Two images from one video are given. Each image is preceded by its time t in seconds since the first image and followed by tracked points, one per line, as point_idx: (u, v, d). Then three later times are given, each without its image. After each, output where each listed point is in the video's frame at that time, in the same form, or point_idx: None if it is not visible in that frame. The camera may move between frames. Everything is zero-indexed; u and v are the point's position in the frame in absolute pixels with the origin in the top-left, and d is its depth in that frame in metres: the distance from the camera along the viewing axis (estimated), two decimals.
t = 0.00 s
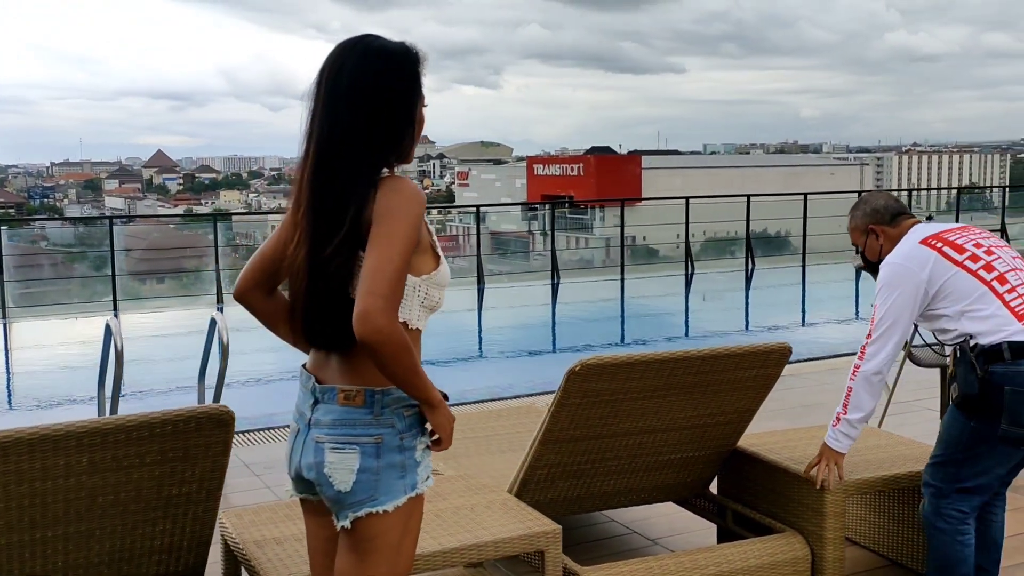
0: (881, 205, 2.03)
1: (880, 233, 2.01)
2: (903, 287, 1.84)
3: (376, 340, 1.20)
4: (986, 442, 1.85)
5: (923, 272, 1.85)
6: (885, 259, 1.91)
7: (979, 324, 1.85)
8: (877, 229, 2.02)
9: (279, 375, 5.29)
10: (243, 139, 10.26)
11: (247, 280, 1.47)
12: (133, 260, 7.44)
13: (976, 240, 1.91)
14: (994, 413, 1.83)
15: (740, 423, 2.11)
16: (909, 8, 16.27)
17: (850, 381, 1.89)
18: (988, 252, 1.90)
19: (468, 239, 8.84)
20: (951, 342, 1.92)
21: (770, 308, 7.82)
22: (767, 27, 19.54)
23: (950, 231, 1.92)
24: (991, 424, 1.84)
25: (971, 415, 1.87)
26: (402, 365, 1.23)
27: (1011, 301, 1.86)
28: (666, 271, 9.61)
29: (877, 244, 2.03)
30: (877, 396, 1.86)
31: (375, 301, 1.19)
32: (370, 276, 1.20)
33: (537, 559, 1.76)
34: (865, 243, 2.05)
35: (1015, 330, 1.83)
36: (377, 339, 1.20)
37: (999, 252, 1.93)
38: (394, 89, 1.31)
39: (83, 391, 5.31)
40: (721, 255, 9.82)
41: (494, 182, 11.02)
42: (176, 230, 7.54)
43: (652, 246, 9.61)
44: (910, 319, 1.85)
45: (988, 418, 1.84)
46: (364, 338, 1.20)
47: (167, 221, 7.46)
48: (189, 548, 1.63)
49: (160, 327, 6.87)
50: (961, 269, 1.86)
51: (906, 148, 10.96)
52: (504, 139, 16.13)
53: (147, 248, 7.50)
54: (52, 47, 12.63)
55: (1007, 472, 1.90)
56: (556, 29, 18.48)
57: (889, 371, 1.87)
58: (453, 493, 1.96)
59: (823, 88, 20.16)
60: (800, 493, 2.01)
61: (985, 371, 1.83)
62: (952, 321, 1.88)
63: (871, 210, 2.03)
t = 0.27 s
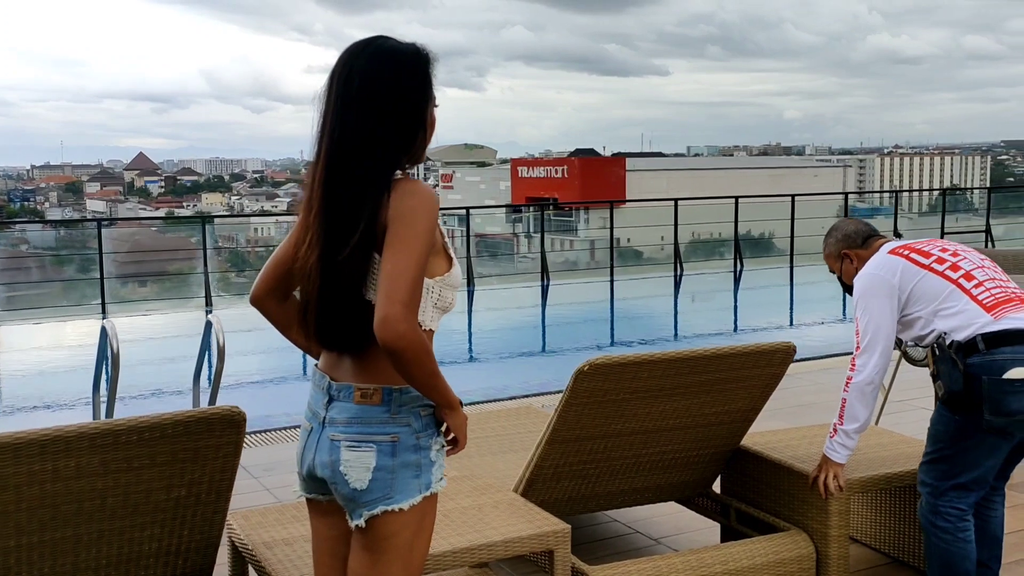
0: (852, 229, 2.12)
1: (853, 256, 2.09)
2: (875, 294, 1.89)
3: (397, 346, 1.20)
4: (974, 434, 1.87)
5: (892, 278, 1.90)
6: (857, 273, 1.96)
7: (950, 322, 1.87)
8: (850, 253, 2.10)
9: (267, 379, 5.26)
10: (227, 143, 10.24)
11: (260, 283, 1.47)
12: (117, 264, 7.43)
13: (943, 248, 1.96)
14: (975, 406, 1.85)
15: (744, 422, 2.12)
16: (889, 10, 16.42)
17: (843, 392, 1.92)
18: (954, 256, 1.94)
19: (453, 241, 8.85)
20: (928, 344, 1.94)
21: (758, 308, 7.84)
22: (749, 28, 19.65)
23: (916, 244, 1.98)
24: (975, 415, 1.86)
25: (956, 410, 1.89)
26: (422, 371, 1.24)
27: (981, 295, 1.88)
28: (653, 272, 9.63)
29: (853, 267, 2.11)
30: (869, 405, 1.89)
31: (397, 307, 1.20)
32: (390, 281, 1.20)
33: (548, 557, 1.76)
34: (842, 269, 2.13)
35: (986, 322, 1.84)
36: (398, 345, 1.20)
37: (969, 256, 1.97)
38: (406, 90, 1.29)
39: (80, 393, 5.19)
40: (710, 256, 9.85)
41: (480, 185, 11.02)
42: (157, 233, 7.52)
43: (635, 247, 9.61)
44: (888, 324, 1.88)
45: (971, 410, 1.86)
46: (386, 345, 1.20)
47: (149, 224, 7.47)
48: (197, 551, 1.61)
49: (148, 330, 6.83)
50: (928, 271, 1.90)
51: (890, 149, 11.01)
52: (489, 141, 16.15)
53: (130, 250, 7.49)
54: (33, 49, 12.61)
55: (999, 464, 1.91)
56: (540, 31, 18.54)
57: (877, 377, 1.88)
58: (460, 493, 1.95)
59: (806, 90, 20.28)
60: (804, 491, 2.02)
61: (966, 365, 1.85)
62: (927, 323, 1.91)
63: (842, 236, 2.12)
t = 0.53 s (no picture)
0: (835, 240, 2.14)
1: (837, 266, 2.11)
2: (861, 296, 1.91)
3: (407, 338, 1.20)
4: (964, 429, 1.87)
5: (876, 279, 1.92)
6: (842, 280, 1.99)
7: (934, 318, 1.89)
8: (834, 264, 2.11)
9: (255, 382, 5.24)
10: (209, 145, 10.20)
11: (266, 283, 1.47)
12: (98, 265, 7.43)
13: (924, 250, 1.99)
14: (962, 401, 1.85)
15: (745, 420, 2.13)
16: (869, 11, 16.54)
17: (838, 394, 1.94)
18: (935, 257, 1.96)
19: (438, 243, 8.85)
20: (915, 344, 1.95)
21: (744, 308, 7.87)
22: (731, 30, 19.75)
23: (897, 249, 2.01)
24: (963, 410, 1.86)
25: (944, 405, 1.90)
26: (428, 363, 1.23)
27: (963, 291, 1.90)
28: (640, 273, 9.66)
29: (837, 278, 2.12)
30: (864, 404, 1.91)
31: (407, 299, 1.20)
32: (399, 274, 1.20)
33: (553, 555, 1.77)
34: (827, 280, 2.15)
35: (969, 317, 1.85)
36: (406, 336, 1.20)
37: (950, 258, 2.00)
38: (413, 91, 1.30)
39: (73, 395, 5.09)
40: (698, 256, 9.88)
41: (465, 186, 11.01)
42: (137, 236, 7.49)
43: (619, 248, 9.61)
44: (876, 324, 1.90)
45: (959, 405, 1.86)
46: (397, 336, 1.20)
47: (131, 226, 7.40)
48: (204, 550, 1.62)
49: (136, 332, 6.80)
50: (910, 272, 1.93)
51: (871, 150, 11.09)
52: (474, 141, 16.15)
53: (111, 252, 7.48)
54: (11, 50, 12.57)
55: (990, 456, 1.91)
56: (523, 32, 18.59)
57: (869, 377, 1.90)
58: (462, 492, 1.96)
59: (788, 91, 20.41)
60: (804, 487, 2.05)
61: (950, 360, 1.86)
62: (912, 322, 1.92)
63: (825, 246, 2.13)
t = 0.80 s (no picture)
0: (816, 245, 2.16)
1: (818, 271, 2.13)
2: (841, 301, 1.93)
3: (407, 323, 1.18)
4: (949, 425, 1.88)
5: (855, 284, 1.94)
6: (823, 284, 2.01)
7: (914, 318, 1.90)
8: (816, 269, 2.13)
9: (236, 384, 5.22)
10: (185, 146, 10.13)
11: (263, 280, 1.46)
12: (76, 267, 7.36)
13: (903, 253, 2.01)
14: (946, 397, 1.87)
15: (737, 418, 2.15)
16: (843, 14, 16.71)
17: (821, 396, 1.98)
18: (913, 259, 1.98)
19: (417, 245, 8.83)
20: (898, 344, 1.96)
21: (724, 308, 7.91)
22: (707, 32, 19.88)
23: (876, 252, 2.03)
24: (948, 407, 1.87)
25: (929, 402, 1.91)
26: (427, 348, 1.21)
27: (941, 291, 1.91)
28: (620, 273, 9.70)
29: (820, 282, 2.14)
30: (845, 403, 1.95)
31: (408, 285, 1.18)
32: (401, 264, 1.19)
33: (550, 553, 1.78)
34: (809, 285, 2.17)
35: (949, 315, 1.87)
36: (407, 320, 1.18)
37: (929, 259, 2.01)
38: (413, 91, 1.30)
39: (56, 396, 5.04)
40: (677, 257, 9.96)
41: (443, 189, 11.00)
42: (112, 237, 7.43)
43: (595, 249, 9.65)
44: (856, 327, 1.92)
45: (944, 401, 1.88)
46: (394, 320, 1.18)
47: (104, 228, 7.36)
48: (202, 551, 1.63)
49: (116, 334, 6.74)
50: (888, 274, 1.95)
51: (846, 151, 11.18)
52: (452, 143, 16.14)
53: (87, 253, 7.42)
54: None
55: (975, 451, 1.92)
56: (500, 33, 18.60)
57: (851, 379, 1.94)
58: (459, 491, 1.96)
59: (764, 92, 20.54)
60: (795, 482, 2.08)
61: (933, 358, 1.88)
62: (893, 324, 1.94)
63: (806, 251, 2.15)
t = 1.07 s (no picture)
0: (823, 246, 2.17)
1: (823, 273, 2.15)
2: (840, 303, 1.96)
3: (421, 312, 1.19)
4: (952, 421, 1.87)
5: (856, 284, 1.96)
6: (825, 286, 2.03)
7: (915, 316, 1.90)
8: (822, 270, 2.15)
9: (237, 384, 5.22)
10: (184, 146, 10.13)
11: (276, 266, 1.47)
12: (77, 266, 7.39)
13: (907, 253, 2.02)
14: (949, 393, 1.86)
15: (743, 417, 2.16)
16: (841, 14, 16.72)
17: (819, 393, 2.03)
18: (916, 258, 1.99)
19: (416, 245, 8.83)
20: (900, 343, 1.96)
21: (724, 307, 7.92)
22: (705, 32, 19.89)
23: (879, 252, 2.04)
24: (951, 403, 1.86)
25: (932, 399, 1.90)
26: (437, 336, 1.22)
27: (943, 288, 1.91)
28: (620, 273, 9.70)
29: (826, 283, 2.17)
30: (847, 398, 2.00)
31: (423, 271, 1.18)
32: (416, 253, 1.20)
33: (559, 550, 1.79)
34: (817, 285, 2.19)
35: (950, 313, 1.87)
36: (420, 307, 1.18)
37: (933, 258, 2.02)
38: (431, 91, 1.31)
39: (63, 395, 5.06)
40: (677, 256, 9.96)
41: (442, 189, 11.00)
42: (110, 235, 7.44)
43: (593, 248, 9.66)
44: (854, 329, 1.95)
45: (945, 398, 1.87)
46: (407, 305, 1.18)
47: (102, 226, 7.39)
48: (213, 548, 1.68)
49: (117, 332, 6.75)
50: (890, 275, 1.95)
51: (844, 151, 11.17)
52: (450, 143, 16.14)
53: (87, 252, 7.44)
54: None
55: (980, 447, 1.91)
56: (498, 33, 18.60)
57: (847, 379, 1.98)
58: (469, 489, 1.98)
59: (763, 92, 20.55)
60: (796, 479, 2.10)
61: (935, 355, 1.87)
62: (894, 323, 1.94)
63: (813, 252, 2.17)
